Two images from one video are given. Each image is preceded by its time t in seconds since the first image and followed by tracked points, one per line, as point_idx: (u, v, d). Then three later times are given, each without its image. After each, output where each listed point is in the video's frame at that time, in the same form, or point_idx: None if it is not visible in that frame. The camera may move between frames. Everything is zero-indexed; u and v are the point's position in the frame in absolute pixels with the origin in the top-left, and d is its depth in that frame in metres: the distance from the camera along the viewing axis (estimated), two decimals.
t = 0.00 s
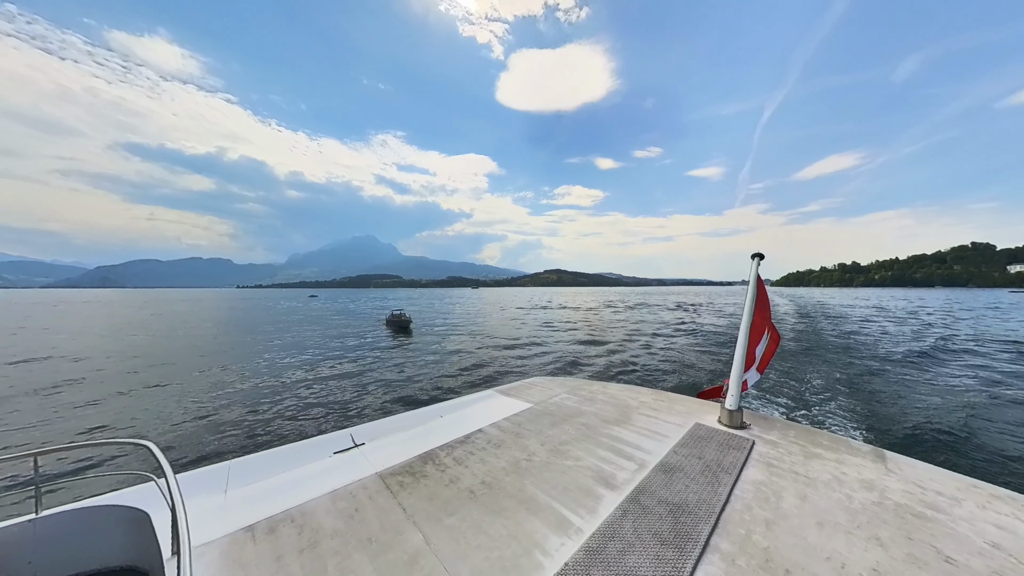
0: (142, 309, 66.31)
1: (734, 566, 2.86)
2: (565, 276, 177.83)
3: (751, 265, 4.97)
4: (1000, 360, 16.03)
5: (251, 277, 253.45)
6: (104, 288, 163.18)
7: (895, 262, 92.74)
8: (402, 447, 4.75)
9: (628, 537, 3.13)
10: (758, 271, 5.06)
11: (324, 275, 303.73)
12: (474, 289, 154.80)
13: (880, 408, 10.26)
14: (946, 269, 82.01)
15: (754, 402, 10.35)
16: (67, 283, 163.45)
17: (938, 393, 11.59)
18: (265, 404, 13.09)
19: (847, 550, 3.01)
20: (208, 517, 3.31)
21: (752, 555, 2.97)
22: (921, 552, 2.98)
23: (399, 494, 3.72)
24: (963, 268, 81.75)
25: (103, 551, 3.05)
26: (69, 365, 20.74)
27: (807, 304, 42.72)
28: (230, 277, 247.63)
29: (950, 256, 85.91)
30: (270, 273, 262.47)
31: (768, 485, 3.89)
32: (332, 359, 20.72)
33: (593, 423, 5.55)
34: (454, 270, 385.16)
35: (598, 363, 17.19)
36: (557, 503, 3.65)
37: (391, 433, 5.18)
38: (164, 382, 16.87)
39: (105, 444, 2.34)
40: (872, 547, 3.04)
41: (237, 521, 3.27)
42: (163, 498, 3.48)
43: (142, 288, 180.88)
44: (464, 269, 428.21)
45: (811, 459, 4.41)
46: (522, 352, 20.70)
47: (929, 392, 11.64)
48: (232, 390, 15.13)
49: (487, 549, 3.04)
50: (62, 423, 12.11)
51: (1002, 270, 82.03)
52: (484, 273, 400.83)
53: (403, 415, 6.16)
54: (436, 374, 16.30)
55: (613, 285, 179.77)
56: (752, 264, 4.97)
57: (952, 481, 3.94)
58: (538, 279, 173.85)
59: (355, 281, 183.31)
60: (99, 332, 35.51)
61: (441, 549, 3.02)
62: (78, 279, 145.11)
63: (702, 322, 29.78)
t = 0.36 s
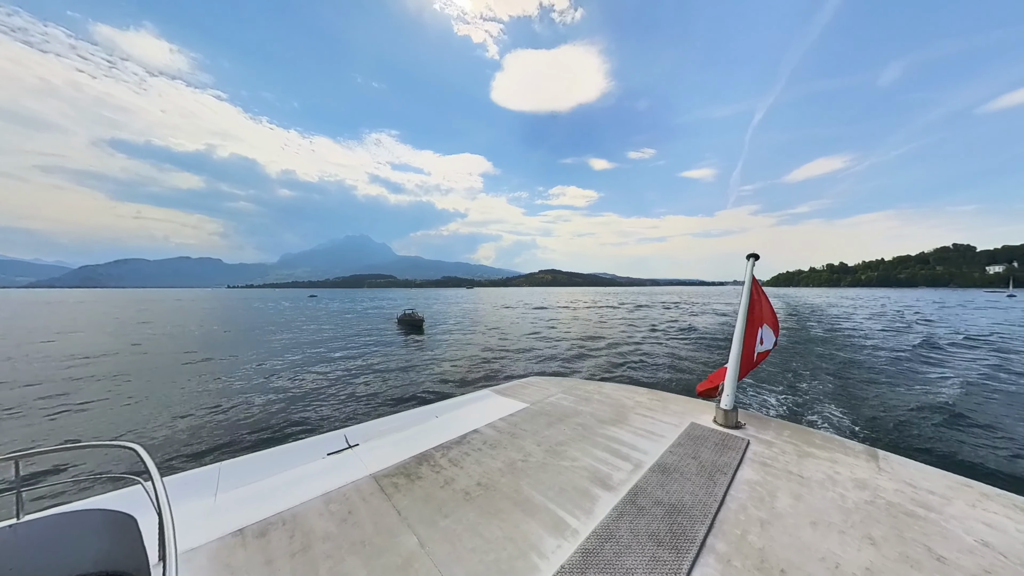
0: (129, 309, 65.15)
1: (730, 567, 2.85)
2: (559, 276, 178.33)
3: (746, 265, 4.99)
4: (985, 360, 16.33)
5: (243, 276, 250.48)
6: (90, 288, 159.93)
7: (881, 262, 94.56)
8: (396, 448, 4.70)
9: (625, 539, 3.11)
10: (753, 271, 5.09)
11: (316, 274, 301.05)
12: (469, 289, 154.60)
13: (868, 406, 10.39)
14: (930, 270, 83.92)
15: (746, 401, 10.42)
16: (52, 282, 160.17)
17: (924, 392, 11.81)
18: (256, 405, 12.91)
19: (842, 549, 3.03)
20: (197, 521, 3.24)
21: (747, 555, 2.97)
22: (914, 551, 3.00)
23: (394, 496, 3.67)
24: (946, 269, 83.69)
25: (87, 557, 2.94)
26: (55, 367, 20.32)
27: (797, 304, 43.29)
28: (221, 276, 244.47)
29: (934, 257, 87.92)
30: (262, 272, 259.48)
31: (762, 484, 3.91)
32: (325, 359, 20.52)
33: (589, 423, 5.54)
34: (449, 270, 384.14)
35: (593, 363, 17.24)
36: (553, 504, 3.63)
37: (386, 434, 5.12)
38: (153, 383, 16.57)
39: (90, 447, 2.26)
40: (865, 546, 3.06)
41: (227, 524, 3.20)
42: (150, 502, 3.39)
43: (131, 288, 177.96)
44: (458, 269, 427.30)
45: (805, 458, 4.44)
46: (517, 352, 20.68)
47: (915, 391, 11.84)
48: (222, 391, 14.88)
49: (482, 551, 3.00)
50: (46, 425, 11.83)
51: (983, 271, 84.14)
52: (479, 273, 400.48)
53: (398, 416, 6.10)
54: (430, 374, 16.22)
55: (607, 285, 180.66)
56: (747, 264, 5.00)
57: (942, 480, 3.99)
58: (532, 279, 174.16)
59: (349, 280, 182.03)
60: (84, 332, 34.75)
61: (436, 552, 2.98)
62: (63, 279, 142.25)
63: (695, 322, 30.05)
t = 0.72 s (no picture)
0: (117, 309, 64.03)
1: (719, 561, 2.92)
2: (553, 276, 178.91)
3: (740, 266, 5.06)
4: (967, 357, 16.73)
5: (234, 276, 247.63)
6: (76, 287, 156.95)
7: (868, 262, 96.46)
8: (393, 446, 4.71)
9: (617, 534, 3.16)
10: (746, 271, 5.15)
11: (309, 274, 298.51)
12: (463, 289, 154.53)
13: (853, 401, 10.69)
14: (913, 270, 85.86)
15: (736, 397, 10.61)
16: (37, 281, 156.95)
17: (907, 387, 12.07)
18: (248, 405, 12.80)
19: (828, 543, 3.11)
20: (190, 521, 3.22)
21: (737, 550, 3.04)
22: (897, 544, 3.09)
23: (389, 494, 3.68)
24: (929, 269, 85.75)
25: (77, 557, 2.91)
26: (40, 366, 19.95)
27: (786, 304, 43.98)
28: (212, 276, 241.32)
29: (917, 257, 90.17)
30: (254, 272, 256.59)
31: (752, 480, 3.99)
32: (318, 359, 20.37)
33: (583, 421, 5.59)
34: (443, 270, 383.19)
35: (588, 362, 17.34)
36: (547, 501, 3.67)
37: (380, 432, 5.12)
38: (142, 383, 16.34)
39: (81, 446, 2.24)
40: (850, 540, 3.15)
41: (222, 523, 3.20)
42: (142, 501, 3.36)
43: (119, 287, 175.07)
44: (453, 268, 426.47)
45: (794, 455, 4.53)
46: (511, 352, 20.74)
47: (899, 387, 12.10)
48: (213, 391, 14.73)
49: (476, 548, 3.03)
50: (32, 425, 11.61)
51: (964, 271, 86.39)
52: (473, 273, 400.05)
53: (394, 414, 6.10)
54: (424, 373, 16.23)
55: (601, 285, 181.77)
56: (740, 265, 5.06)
57: (925, 475, 4.11)
58: (527, 279, 174.54)
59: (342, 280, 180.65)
60: (70, 332, 34.10)
61: (431, 549, 3.00)
62: (48, 278, 139.53)
63: (688, 322, 30.34)
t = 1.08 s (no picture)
0: (104, 309, 63.02)
1: (711, 559, 2.94)
2: (548, 275, 179.06)
3: (733, 265, 5.11)
4: (950, 357, 17.06)
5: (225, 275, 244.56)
6: (61, 287, 153.94)
7: (856, 262, 98.15)
8: (386, 445, 4.68)
9: (611, 533, 3.17)
10: (739, 271, 5.21)
11: (302, 273, 295.81)
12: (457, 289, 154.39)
13: (842, 400, 10.88)
14: (898, 271, 87.71)
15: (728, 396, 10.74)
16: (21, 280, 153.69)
17: (893, 387, 12.29)
18: (241, 405, 12.67)
19: (818, 540, 3.14)
20: (178, 522, 3.16)
21: (729, 547, 3.06)
22: (886, 541, 3.13)
23: (382, 494, 3.65)
24: (914, 270, 87.54)
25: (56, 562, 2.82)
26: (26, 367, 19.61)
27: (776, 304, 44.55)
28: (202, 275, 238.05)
29: (902, 258, 92.04)
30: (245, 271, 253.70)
31: (744, 478, 4.03)
32: (311, 359, 20.22)
33: (578, 420, 5.60)
34: (437, 270, 382.17)
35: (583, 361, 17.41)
36: (541, 500, 3.67)
37: (374, 432, 5.08)
38: (130, 383, 16.12)
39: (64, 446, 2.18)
40: (840, 536, 3.19)
41: (211, 525, 3.15)
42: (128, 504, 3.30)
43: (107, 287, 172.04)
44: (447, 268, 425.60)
45: (785, 453, 4.59)
46: (506, 351, 20.73)
47: (886, 386, 12.31)
48: (203, 392, 14.54)
49: (469, 548, 3.02)
50: (17, 426, 11.42)
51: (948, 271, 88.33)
52: (468, 273, 399.40)
53: (389, 414, 6.06)
54: (419, 373, 16.16)
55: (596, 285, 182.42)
56: (734, 264, 5.11)
57: (912, 472, 4.18)
58: (522, 279, 174.57)
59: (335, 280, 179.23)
60: (56, 333, 33.51)
61: (424, 550, 2.98)
62: (33, 277, 136.87)
63: (681, 321, 30.59)
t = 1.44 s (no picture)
0: (92, 309, 61.98)
1: (700, 555, 2.97)
2: (542, 275, 179.38)
3: (727, 265, 5.16)
4: (936, 354, 17.38)
5: (216, 275, 241.28)
6: (47, 287, 150.93)
7: (844, 263, 99.86)
8: (379, 444, 4.65)
9: (602, 530, 3.18)
10: (733, 270, 5.26)
11: (294, 273, 292.98)
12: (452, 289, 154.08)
13: (833, 398, 11.01)
14: (885, 271, 89.30)
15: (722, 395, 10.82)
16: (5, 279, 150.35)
17: (881, 385, 12.47)
18: (232, 405, 12.54)
19: (806, 535, 3.19)
20: (165, 522, 3.12)
21: (718, 543, 3.09)
22: (872, 535, 3.19)
23: (373, 492, 3.63)
24: (899, 270, 89.37)
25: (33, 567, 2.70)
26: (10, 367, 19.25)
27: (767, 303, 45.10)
28: (192, 275, 234.69)
29: (889, 258, 93.76)
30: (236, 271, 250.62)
31: (735, 475, 4.07)
32: (304, 359, 20.06)
33: (572, 418, 5.62)
34: (432, 269, 380.84)
35: (577, 361, 17.46)
36: (533, 498, 3.68)
37: (367, 431, 5.06)
38: (117, 383, 15.87)
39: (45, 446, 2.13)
40: (827, 531, 3.24)
41: (198, 524, 3.11)
42: (113, 506, 3.24)
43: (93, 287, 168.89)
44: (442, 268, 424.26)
45: (776, 450, 4.64)
46: (500, 351, 20.70)
47: (875, 384, 12.48)
48: (193, 391, 14.39)
49: (461, 547, 3.02)
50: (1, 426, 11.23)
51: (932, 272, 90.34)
52: (462, 272, 398.61)
53: (382, 413, 6.03)
54: (412, 373, 16.05)
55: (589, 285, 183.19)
56: (727, 264, 5.17)
57: (899, 468, 4.25)
58: (516, 279, 174.58)
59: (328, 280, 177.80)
60: (42, 333, 32.89)
61: (415, 548, 2.97)
62: (17, 276, 134.03)
63: (674, 321, 30.81)
